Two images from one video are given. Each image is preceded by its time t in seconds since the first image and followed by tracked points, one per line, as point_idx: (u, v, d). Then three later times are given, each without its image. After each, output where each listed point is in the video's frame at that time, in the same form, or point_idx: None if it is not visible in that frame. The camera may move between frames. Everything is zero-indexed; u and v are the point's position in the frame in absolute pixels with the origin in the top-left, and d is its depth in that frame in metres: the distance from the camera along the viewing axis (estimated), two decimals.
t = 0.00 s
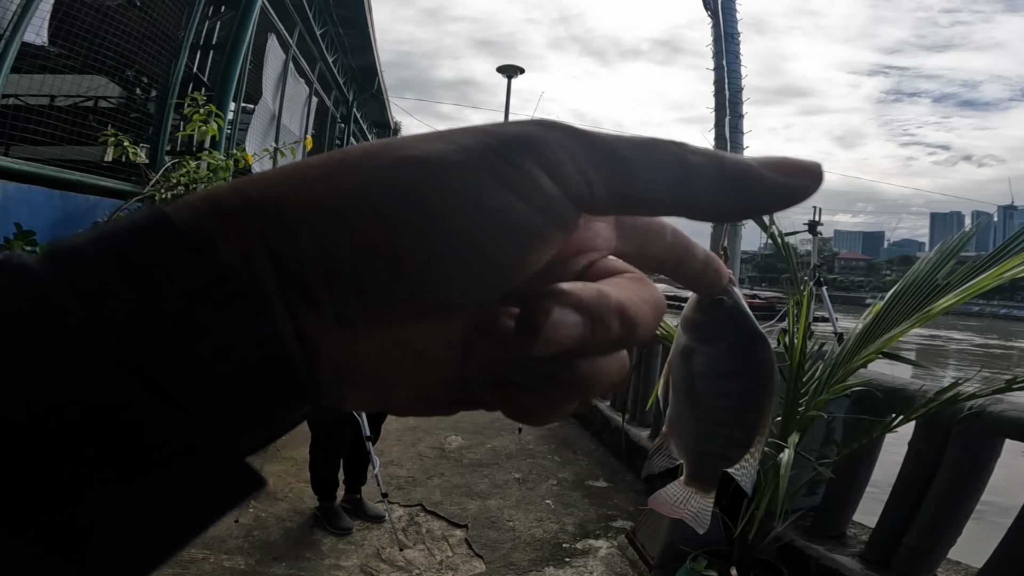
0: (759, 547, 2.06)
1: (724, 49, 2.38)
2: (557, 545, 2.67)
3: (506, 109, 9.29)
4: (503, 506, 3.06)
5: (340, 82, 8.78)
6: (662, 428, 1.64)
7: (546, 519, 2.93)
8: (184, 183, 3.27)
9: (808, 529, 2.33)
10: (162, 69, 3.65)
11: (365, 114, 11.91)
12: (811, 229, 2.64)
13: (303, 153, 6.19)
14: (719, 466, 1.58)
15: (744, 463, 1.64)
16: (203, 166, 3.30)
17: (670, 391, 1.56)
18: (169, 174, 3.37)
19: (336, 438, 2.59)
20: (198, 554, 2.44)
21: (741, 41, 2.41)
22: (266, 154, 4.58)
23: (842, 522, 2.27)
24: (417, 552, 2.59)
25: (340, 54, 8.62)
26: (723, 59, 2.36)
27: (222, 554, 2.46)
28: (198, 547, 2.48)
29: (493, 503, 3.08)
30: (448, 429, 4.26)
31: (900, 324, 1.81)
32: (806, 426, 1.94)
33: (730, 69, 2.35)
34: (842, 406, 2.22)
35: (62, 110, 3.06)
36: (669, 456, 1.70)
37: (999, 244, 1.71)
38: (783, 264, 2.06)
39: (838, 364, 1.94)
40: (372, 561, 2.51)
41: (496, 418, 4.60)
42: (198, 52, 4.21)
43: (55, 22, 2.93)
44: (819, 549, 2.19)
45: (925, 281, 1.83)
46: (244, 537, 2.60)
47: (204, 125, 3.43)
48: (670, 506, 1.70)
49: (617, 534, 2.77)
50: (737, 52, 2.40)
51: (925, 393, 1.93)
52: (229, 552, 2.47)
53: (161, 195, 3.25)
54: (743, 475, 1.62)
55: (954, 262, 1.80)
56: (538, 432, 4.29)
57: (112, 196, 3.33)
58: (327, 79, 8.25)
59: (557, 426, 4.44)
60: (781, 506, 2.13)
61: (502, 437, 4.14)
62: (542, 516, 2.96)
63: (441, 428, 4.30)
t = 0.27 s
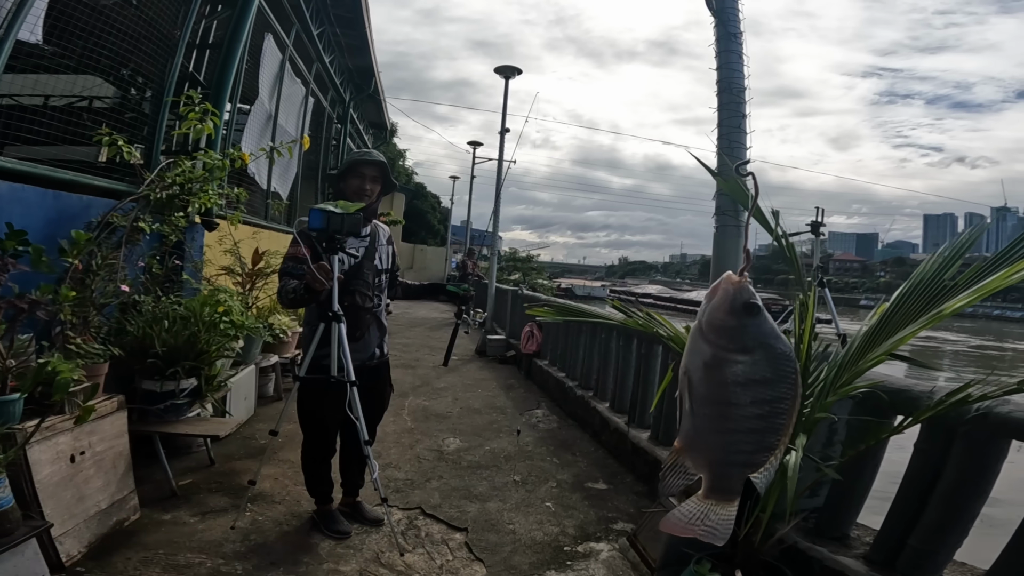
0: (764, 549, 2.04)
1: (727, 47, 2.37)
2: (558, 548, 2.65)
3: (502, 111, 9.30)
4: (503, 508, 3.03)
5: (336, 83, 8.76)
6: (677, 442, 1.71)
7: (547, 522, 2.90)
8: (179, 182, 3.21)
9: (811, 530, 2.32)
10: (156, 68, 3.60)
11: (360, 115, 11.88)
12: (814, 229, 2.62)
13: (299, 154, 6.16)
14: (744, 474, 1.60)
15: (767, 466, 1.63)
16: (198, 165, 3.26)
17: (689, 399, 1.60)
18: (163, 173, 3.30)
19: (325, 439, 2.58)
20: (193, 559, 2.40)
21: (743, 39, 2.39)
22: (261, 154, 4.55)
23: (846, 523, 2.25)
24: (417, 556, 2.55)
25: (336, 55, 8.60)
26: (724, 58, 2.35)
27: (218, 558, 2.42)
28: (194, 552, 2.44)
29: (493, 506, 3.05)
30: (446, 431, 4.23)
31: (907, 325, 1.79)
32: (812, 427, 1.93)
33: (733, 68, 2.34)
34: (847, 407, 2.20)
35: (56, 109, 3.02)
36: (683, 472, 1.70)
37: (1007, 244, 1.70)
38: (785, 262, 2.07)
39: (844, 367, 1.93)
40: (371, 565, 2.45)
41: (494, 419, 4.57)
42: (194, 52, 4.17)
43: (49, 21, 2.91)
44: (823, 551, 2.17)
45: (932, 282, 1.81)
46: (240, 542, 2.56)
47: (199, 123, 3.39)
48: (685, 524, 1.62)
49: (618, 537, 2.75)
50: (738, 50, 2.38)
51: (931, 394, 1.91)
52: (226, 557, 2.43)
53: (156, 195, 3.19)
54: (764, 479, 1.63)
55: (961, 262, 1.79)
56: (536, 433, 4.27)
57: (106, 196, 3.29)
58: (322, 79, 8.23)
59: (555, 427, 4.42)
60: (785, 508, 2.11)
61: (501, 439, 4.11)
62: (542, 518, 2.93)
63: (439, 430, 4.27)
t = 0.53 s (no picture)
0: (762, 552, 2.03)
1: (724, 48, 2.34)
2: (552, 553, 2.61)
3: (492, 112, 9.29)
4: (496, 512, 2.99)
5: (325, 82, 8.69)
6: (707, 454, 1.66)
7: (540, 526, 2.87)
8: (162, 182, 3.10)
9: (807, 533, 2.30)
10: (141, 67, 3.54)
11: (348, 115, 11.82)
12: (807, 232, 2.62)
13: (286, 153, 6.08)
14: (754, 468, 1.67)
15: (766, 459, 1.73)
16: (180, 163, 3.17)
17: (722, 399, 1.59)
18: (145, 171, 3.18)
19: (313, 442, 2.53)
20: (176, 565, 2.33)
21: (739, 40, 2.37)
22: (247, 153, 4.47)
23: (842, 525, 2.24)
24: (409, 562, 2.50)
25: (325, 54, 8.54)
26: (721, 58, 2.32)
27: (203, 565, 2.35)
28: (177, 558, 2.38)
29: (485, 510, 3.01)
30: (437, 434, 4.18)
31: (906, 327, 1.77)
32: (809, 430, 1.93)
33: (731, 69, 2.32)
34: (842, 410, 2.19)
35: (36, 108, 2.95)
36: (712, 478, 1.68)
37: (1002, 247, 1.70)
38: (782, 264, 2.03)
39: (842, 369, 1.91)
40: (362, 571, 2.40)
41: (485, 422, 4.53)
42: (180, 50, 4.10)
43: (30, 17, 2.86)
44: (819, 554, 2.16)
45: (929, 284, 1.80)
46: (226, 547, 2.49)
47: (183, 120, 3.30)
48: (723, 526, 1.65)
49: (612, 541, 2.72)
50: (735, 50, 2.36)
51: (927, 396, 1.91)
52: (210, 563, 2.37)
53: (138, 194, 3.07)
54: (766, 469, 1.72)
55: (957, 265, 1.78)
56: (528, 436, 4.23)
57: (87, 195, 3.21)
58: (311, 79, 8.16)
59: (547, 430, 4.39)
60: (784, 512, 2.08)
61: (492, 442, 4.07)
62: (535, 522, 2.90)
63: (429, 432, 4.22)
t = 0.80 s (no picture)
0: (747, 560, 1.97)
1: (709, 42, 2.30)
2: (533, 560, 2.54)
3: (477, 112, 9.22)
4: (475, 518, 2.92)
5: (307, 80, 8.57)
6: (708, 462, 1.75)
7: (520, 532, 2.80)
8: (127, 176, 2.99)
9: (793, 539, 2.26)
10: (113, 61, 3.45)
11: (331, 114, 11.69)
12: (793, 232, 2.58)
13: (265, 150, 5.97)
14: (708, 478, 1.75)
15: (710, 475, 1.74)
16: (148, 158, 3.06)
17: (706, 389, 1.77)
18: (111, 166, 3.08)
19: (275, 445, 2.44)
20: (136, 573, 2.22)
21: (724, 35, 2.33)
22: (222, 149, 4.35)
23: (827, 530, 2.20)
24: (384, 570, 2.42)
25: (307, 51, 8.41)
26: (705, 53, 2.29)
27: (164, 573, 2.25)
28: (137, 566, 2.27)
29: (465, 516, 2.94)
30: (416, 437, 4.09)
31: (895, 328, 1.71)
32: (795, 433, 1.86)
33: (715, 64, 2.28)
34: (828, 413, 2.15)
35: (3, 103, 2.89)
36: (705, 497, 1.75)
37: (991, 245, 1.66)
38: (767, 263, 2.00)
39: (828, 368, 1.83)
40: None
41: (466, 425, 4.45)
42: (152, 44, 4.01)
43: None
44: (805, 560, 2.12)
45: (916, 283, 1.74)
46: (190, 554, 2.39)
47: (150, 113, 3.17)
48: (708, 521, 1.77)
49: (594, 547, 2.66)
50: (720, 45, 2.32)
51: (915, 399, 1.88)
52: (173, 571, 2.26)
53: (100, 188, 2.96)
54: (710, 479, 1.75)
55: (944, 263, 1.73)
56: (510, 439, 4.16)
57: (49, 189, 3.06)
58: (292, 76, 8.04)
59: (529, 433, 4.32)
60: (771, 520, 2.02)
61: (473, 445, 3.99)
62: (515, 528, 2.83)
63: (408, 435, 4.13)
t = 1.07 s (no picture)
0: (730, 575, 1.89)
1: (692, 37, 2.23)
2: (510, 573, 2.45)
3: (459, 112, 9.14)
4: (451, 528, 2.82)
5: (285, 78, 8.43)
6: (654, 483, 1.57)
7: (498, 543, 2.71)
8: (83, 174, 2.89)
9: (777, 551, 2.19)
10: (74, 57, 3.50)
11: (311, 113, 11.54)
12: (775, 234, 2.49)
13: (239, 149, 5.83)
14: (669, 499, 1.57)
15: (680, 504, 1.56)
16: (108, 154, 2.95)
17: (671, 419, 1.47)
18: (67, 162, 2.97)
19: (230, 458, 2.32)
20: None
21: (707, 29, 2.26)
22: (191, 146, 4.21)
23: (812, 542, 2.14)
24: None
25: (286, 49, 8.27)
26: (688, 47, 2.22)
27: None
28: None
29: (440, 526, 2.84)
30: (392, 443, 3.98)
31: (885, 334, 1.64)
32: (779, 444, 1.76)
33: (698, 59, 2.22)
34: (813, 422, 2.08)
35: None
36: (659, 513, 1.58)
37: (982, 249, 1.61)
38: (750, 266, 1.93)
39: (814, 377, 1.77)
40: None
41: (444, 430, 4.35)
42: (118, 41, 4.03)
43: None
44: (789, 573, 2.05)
45: (906, 288, 1.68)
46: (145, 569, 2.26)
47: (101, 110, 3.00)
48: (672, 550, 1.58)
49: (574, 559, 2.57)
50: (703, 40, 2.26)
51: (903, 408, 1.82)
52: None
53: (52, 187, 2.84)
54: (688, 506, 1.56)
55: (935, 267, 1.67)
56: (489, 445, 4.07)
57: None
58: (270, 74, 7.90)
59: (509, 438, 4.23)
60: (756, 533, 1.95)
61: (451, 451, 3.89)
62: (493, 540, 2.74)
63: (384, 441, 4.02)
